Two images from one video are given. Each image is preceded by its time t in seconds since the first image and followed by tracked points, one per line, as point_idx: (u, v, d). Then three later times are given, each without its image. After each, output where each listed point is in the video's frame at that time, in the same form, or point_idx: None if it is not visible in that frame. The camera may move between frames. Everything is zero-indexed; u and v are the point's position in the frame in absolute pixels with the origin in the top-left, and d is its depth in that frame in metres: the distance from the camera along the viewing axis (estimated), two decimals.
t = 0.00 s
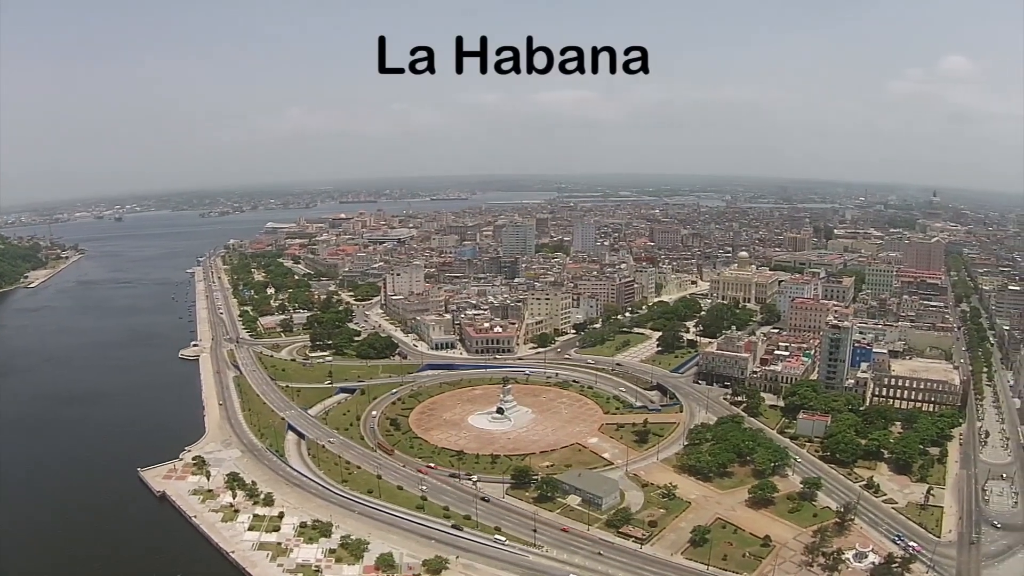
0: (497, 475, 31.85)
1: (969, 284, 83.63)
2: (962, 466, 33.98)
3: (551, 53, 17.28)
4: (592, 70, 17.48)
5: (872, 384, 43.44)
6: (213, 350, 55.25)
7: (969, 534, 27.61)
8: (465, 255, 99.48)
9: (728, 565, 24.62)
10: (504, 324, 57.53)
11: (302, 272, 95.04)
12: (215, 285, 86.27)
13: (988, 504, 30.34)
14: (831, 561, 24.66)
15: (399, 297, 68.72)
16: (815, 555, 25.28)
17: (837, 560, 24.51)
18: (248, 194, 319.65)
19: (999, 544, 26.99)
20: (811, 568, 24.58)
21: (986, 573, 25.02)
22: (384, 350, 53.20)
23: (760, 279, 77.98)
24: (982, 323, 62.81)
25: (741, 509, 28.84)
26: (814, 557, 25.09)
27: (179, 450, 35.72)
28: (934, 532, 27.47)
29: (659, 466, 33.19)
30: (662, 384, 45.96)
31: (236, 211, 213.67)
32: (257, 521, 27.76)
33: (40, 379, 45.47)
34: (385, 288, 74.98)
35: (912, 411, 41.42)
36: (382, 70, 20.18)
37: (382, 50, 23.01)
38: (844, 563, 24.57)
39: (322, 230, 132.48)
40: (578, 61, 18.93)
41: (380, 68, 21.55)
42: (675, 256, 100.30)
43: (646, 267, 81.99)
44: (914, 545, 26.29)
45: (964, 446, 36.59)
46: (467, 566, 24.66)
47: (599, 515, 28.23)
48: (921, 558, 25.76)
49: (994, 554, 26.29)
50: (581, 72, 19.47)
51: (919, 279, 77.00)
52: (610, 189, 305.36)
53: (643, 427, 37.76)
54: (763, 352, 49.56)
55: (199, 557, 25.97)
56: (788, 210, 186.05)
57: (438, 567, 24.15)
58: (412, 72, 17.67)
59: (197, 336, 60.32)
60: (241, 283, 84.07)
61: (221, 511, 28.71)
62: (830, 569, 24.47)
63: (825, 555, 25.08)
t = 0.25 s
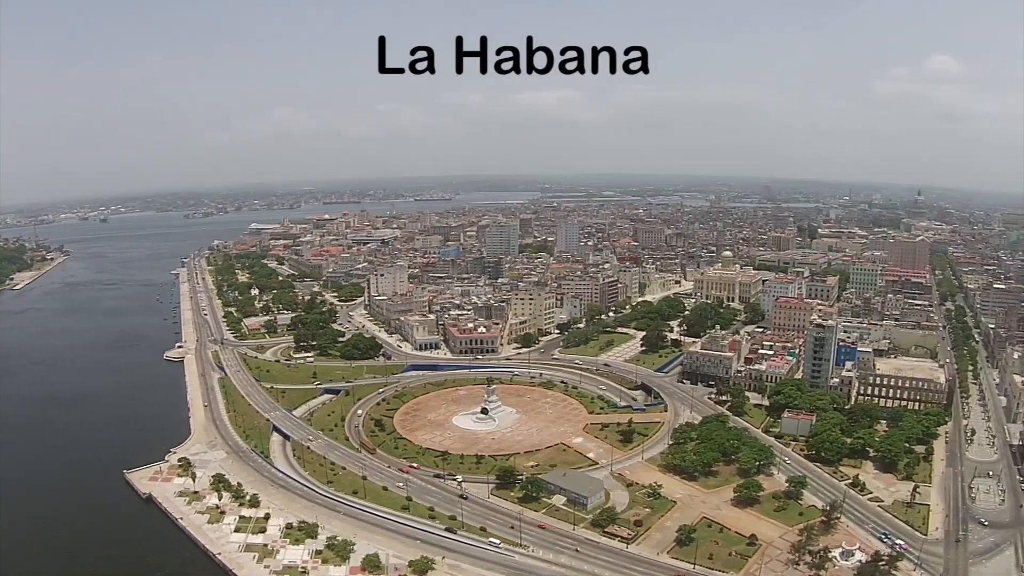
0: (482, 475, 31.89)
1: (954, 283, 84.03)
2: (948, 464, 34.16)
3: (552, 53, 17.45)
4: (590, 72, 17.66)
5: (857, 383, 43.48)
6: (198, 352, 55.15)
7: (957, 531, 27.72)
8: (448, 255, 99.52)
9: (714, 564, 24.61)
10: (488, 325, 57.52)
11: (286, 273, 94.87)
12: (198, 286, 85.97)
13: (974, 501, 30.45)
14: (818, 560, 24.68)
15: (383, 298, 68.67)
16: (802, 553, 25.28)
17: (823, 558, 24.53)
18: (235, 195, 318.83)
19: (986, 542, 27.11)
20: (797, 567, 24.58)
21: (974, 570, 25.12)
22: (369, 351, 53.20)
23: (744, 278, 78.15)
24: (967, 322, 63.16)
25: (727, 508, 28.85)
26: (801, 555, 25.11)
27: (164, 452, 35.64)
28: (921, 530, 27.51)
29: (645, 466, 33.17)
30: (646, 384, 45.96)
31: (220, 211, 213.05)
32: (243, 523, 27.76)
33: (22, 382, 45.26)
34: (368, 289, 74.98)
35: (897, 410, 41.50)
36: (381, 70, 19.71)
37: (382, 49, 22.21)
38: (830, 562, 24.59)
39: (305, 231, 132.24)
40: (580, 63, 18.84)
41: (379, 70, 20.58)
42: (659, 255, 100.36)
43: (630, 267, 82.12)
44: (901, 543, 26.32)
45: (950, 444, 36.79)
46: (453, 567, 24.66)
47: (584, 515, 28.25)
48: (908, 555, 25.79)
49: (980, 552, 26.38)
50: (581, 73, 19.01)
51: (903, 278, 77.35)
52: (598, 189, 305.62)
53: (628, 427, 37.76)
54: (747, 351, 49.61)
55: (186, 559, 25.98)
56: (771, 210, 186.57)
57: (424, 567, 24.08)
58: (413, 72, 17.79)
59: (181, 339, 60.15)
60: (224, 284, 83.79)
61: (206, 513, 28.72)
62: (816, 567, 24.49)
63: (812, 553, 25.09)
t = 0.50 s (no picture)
0: (469, 475, 31.93)
1: (941, 282, 84.31)
2: (937, 463, 34.22)
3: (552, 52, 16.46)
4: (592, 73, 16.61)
5: (845, 382, 43.37)
6: (185, 353, 55.09)
7: (945, 530, 27.74)
8: (434, 255, 99.48)
9: (702, 563, 24.62)
10: (473, 325, 57.53)
11: (272, 274, 94.76)
12: (185, 287, 85.75)
13: (963, 500, 30.47)
14: (806, 558, 24.70)
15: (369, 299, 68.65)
16: (789, 552, 25.29)
17: (812, 557, 24.53)
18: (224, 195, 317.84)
19: (975, 540, 27.14)
20: (785, 566, 24.60)
21: (962, 568, 25.14)
22: (355, 351, 53.23)
23: (730, 278, 78.24)
24: (954, 321, 63.35)
25: (714, 507, 28.88)
26: (789, 554, 25.12)
27: (152, 454, 35.61)
28: (909, 529, 27.53)
29: (632, 466, 33.19)
30: (632, 384, 45.95)
31: (206, 212, 212.53)
32: (231, 524, 27.76)
33: (8, 385, 45.08)
34: (354, 290, 75.02)
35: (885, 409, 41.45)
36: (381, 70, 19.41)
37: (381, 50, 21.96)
38: (818, 561, 24.59)
39: (292, 232, 132.08)
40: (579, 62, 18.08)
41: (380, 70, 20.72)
42: (645, 256, 100.44)
43: (616, 267, 82.19)
44: (889, 542, 26.34)
45: (938, 443, 36.83)
46: (441, 567, 24.68)
47: (571, 515, 28.27)
48: (897, 554, 25.79)
49: (970, 550, 26.39)
50: (582, 73, 18.58)
51: (890, 277, 77.58)
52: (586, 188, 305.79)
53: (614, 427, 37.78)
54: (734, 351, 49.62)
55: (174, 561, 25.96)
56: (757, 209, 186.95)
57: (412, 567, 23.98)
58: (413, 72, 16.86)
59: (167, 340, 60.06)
60: (210, 285, 83.61)
61: (195, 515, 28.72)
62: (804, 566, 24.50)
63: (800, 551, 25.09)
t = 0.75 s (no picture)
0: (455, 476, 31.92)
1: (926, 280, 84.72)
2: (923, 461, 34.30)
3: (553, 52, 16.56)
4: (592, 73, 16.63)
5: (830, 381, 43.68)
6: (171, 354, 55.06)
7: (933, 527, 27.78)
8: (420, 255, 99.59)
9: (689, 563, 24.63)
10: (459, 326, 57.57)
11: (257, 275, 94.60)
12: (170, 289, 85.49)
13: (951, 497, 30.51)
14: (793, 557, 24.71)
15: (354, 299, 68.66)
16: (777, 551, 25.31)
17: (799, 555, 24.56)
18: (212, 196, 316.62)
19: (963, 537, 27.17)
20: (772, 565, 24.61)
21: (951, 565, 25.18)
22: (340, 352, 53.28)
23: (715, 277, 78.48)
24: (940, 320, 63.68)
25: (701, 506, 28.89)
26: (777, 553, 25.14)
27: (138, 456, 35.54)
28: (896, 527, 27.57)
29: (618, 465, 33.19)
30: (617, 384, 45.96)
31: (192, 214, 211.91)
32: (218, 525, 27.77)
33: None
34: (339, 291, 75.00)
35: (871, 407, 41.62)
36: (382, 70, 19.64)
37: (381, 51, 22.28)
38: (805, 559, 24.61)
39: (277, 233, 131.83)
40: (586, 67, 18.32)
41: (382, 70, 21.60)
42: (631, 256, 100.49)
43: (601, 267, 82.28)
44: (876, 540, 26.35)
45: (925, 441, 36.92)
46: (428, 568, 24.70)
47: (557, 515, 28.27)
48: (884, 552, 25.84)
49: (957, 547, 26.43)
50: (585, 75, 18.88)
51: (875, 276, 77.88)
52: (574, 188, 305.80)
53: (600, 427, 37.82)
54: (719, 350, 49.68)
55: (161, 563, 25.94)
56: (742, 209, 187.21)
57: (399, 568, 23.94)
58: (413, 72, 16.90)
59: (153, 341, 60.00)
60: (197, 286, 83.44)
61: (182, 516, 28.71)
62: (791, 564, 24.52)
63: (787, 550, 25.12)
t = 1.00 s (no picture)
0: (443, 476, 31.95)
1: (914, 280, 85.19)
2: (912, 460, 34.37)
3: (552, 52, 16.77)
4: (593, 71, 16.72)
5: (817, 380, 43.54)
6: (159, 356, 54.99)
7: (922, 526, 27.83)
8: (407, 256, 99.76)
9: (677, 562, 24.65)
10: (445, 327, 57.63)
11: (245, 276, 94.58)
12: (158, 290, 85.37)
13: (940, 496, 30.59)
14: (782, 556, 24.75)
15: (341, 300, 68.72)
16: (766, 550, 25.34)
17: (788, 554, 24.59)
18: (201, 197, 316.04)
19: (952, 536, 27.22)
20: (761, 564, 24.64)
21: (940, 564, 25.23)
22: (327, 353, 53.36)
23: (702, 276, 78.72)
24: (929, 319, 64.04)
25: (689, 506, 28.91)
26: (765, 552, 25.18)
27: (126, 458, 35.49)
28: (885, 526, 27.62)
29: (606, 465, 33.22)
30: (604, 384, 46.02)
31: (180, 215, 211.48)
32: (207, 527, 27.78)
33: None
34: (326, 291, 75.04)
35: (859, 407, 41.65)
36: (380, 68, 19.60)
37: (378, 48, 22.28)
38: (794, 558, 24.64)
39: (264, 233, 131.74)
40: (581, 63, 18.26)
41: (379, 69, 21.52)
42: (617, 256, 100.72)
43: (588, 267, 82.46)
44: (865, 539, 26.39)
45: (913, 440, 37.03)
46: (417, 568, 24.72)
47: (545, 515, 28.30)
48: (873, 551, 25.87)
49: (947, 545, 26.49)
50: (582, 73, 18.83)
51: (862, 276, 78.20)
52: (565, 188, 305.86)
53: (587, 426, 37.88)
54: (706, 350, 49.72)
55: (150, 565, 25.94)
56: (728, 208, 187.57)
57: (388, 569, 23.90)
58: (413, 72, 17.39)
59: (141, 343, 59.91)
60: (184, 288, 83.35)
61: (171, 518, 28.70)
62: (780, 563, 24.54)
63: (776, 549, 25.16)
